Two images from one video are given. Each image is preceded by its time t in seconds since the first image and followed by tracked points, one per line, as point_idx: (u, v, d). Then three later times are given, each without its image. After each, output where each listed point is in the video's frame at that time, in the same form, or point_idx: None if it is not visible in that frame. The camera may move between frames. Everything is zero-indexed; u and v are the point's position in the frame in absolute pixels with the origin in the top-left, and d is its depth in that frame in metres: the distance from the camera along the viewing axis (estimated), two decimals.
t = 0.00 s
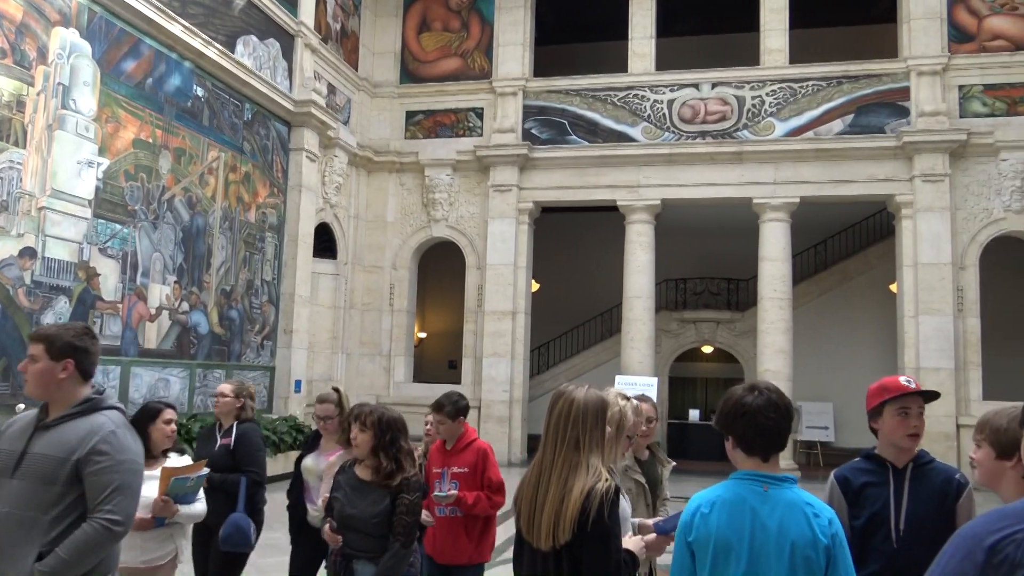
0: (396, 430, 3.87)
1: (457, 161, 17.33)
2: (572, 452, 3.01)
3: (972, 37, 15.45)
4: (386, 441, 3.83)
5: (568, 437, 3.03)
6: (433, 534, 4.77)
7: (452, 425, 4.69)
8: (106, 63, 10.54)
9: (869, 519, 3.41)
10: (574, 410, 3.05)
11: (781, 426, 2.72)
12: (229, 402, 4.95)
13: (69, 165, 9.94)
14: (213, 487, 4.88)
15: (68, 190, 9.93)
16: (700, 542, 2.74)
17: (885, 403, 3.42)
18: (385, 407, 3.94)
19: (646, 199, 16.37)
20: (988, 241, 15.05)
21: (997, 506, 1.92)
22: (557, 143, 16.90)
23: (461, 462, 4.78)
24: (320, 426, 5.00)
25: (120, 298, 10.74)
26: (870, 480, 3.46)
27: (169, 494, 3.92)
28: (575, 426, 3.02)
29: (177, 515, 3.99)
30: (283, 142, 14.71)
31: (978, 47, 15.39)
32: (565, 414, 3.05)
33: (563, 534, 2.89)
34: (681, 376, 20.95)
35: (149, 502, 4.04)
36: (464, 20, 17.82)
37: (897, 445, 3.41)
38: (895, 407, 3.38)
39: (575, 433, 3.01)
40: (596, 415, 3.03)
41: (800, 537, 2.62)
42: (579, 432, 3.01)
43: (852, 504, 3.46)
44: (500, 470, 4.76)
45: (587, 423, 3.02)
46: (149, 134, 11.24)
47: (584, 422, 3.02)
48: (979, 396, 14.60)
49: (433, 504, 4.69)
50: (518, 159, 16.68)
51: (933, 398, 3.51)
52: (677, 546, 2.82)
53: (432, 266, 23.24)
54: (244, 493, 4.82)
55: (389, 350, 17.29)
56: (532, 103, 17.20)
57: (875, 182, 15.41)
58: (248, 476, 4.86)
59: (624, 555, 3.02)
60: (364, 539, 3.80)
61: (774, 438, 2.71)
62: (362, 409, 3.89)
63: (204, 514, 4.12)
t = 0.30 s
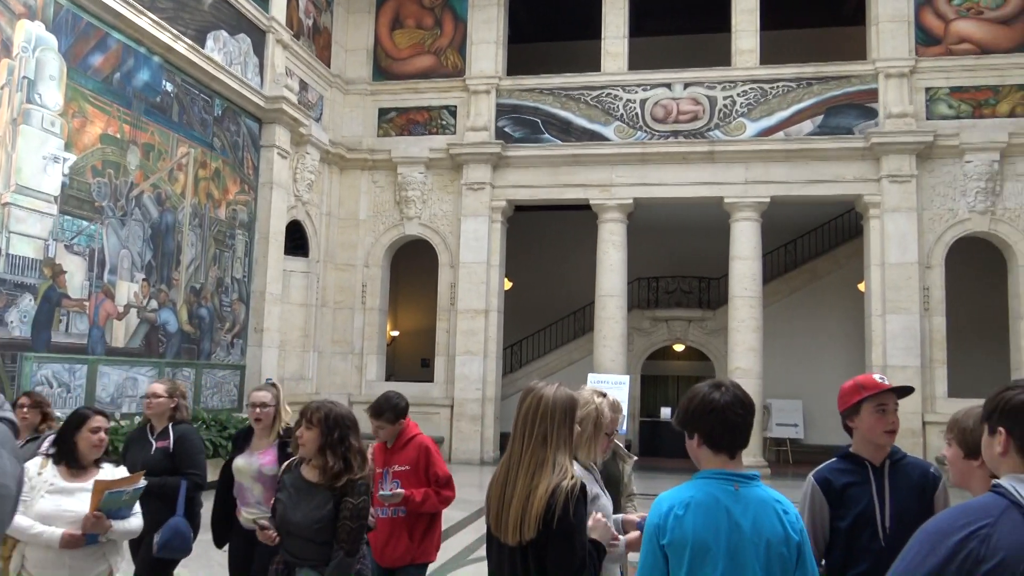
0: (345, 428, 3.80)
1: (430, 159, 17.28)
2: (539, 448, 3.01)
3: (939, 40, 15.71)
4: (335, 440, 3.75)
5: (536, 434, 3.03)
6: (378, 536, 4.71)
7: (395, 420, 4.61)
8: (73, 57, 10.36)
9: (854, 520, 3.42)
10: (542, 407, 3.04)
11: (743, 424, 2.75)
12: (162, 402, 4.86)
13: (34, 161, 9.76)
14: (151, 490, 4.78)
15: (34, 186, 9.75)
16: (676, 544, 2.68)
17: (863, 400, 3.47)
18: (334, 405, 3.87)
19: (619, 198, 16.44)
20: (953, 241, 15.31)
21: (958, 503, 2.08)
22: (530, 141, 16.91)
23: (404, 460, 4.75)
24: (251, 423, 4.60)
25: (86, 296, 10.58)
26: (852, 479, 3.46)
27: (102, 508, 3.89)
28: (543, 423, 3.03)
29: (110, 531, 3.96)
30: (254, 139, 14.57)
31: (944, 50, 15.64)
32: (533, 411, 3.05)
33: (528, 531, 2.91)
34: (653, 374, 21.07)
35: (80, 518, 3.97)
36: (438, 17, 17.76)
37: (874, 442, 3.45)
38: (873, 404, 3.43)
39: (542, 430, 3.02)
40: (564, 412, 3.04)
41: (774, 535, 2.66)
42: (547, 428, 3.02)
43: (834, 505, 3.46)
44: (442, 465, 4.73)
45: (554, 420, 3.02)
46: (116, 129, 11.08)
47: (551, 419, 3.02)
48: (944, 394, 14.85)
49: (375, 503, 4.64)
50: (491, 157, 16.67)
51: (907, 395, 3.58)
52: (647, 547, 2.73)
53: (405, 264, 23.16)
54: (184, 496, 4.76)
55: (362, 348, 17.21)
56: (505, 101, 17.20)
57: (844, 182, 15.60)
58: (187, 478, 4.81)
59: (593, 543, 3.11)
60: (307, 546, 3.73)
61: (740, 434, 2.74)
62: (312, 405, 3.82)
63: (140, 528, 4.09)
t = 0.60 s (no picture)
0: (290, 436, 3.58)
1: (405, 158, 17.22)
2: (503, 447, 3.04)
3: (909, 43, 15.93)
4: (279, 449, 3.54)
5: (502, 432, 3.06)
6: (327, 543, 4.50)
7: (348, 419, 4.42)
8: (41, 51, 10.17)
9: (847, 520, 3.42)
10: (507, 406, 3.06)
11: (711, 422, 2.76)
12: (99, 402, 4.77)
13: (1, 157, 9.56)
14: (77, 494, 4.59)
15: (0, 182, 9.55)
16: (660, 545, 2.67)
17: (842, 400, 3.51)
18: (279, 411, 3.65)
19: (593, 198, 16.48)
20: (922, 241, 15.53)
21: (924, 496, 2.12)
22: (505, 140, 16.91)
23: (356, 463, 4.56)
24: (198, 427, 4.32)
25: (54, 295, 10.41)
26: (842, 480, 3.49)
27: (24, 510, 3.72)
28: (507, 422, 3.05)
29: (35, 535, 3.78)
30: (226, 136, 14.42)
31: (914, 52, 15.87)
32: (499, 410, 3.08)
33: (485, 528, 2.93)
34: (627, 373, 21.17)
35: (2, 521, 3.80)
36: (412, 15, 17.71)
37: (857, 442, 3.49)
38: (852, 404, 3.48)
39: (506, 428, 3.05)
40: (529, 411, 3.05)
41: (754, 532, 2.71)
42: (511, 427, 3.04)
43: (826, 507, 3.47)
44: (395, 470, 4.56)
45: (518, 419, 3.04)
46: (85, 125, 10.92)
47: (515, 418, 3.04)
48: (913, 392, 15.07)
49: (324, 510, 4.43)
50: (466, 156, 16.64)
51: (888, 393, 3.62)
52: (629, 548, 2.72)
53: (379, 262, 23.06)
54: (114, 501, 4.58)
55: (335, 347, 17.12)
56: (480, 100, 17.19)
57: (815, 183, 15.76)
58: (117, 483, 4.64)
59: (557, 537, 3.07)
60: (249, 560, 3.53)
61: (714, 431, 2.76)
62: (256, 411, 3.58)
63: (72, 536, 3.90)
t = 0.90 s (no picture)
0: (212, 434, 3.05)
1: (380, 155, 17.14)
2: (476, 442, 3.05)
3: (879, 45, 16.13)
4: (199, 449, 3.00)
5: (474, 429, 3.07)
6: (278, 550, 4.30)
7: (293, 423, 4.21)
8: (8, 45, 9.98)
9: (821, 515, 3.47)
10: (481, 403, 3.09)
11: (684, 420, 2.78)
12: (22, 403, 4.64)
13: None
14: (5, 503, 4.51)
15: None
16: (636, 542, 2.68)
17: (824, 396, 3.54)
18: (200, 407, 3.13)
19: (568, 196, 16.51)
20: (891, 240, 15.74)
21: (887, 492, 2.16)
22: (480, 139, 16.89)
23: (306, 467, 4.32)
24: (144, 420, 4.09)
25: (22, 293, 10.25)
26: (818, 475, 3.53)
27: None
28: (481, 419, 3.07)
29: None
30: (198, 132, 14.28)
31: (884, 55, 16.08)
32: (473, 408, 3.10)
33: (455, 522, 2.94)
34: (602, 371, 21.26)
35: None
36: (387, 12, 17.64)
37: (837, 438, 3.53)
38: (834, 400, 3.50)
39: (479, 424, 3.07)
40: (502, 409, 3.07)
41: (728, 528, 2.75)
42: (485, 424, 3.06)
43: (802, 502, 3.51)
44: (344, 473, 4.30)
45: (492, 416, 3.06)
46: (53, 120, 10.76)
47: (489, 415, 3.06)
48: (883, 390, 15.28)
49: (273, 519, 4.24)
50: (441, 154, 16.61)
51: (870, 391, 3.66)
52: (605, 545, 2.73)
53: (353, 261, 22.95)
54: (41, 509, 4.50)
55: (309, 346, 17.03)
56: (455, 98, 17.16)
57: (787, 183, 15.91)
58: (45, 490, 4.56)
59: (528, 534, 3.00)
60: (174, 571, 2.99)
61: (690, 428, 2.78)
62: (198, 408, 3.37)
63: (6, 555, 3.60)
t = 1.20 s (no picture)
0: (132, 439, 2.63)
1: (353, 153, 17.05)
2: (451, 437, 3.05)
3: (849, 45, 16.31)
4: (120, 457, 2.58)
5: (450, 424, 3.07)
6: (214, 560, 4.05)
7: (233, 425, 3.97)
8: None
9: (784, 512, 3.51)
10: (454, 398, 3.08)
11: (660, 414, 2.79)
12: None
13: None
14: None
15: None
16: (608, 539, 2.70)
17: (792, 391, 3.56)
18: (112, 411, 2.70)
19: (542, 194, 16.53)
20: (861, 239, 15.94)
21: (853, 487, 2.19)
22: (454, 136, 16.86)
23: (244, 472, 4.07)
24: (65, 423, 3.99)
25: None
26: (781, 471, 3.57)
27: None
28: (455, 413, 3.07)
29: None
30: (169, 129, 14.12)
31: (854, 55, 16.26)
32: (447, 403, 3.09)
33: (436, 516, 2.94)
34: (577, 369, 21.34)
35: None
36: (361, 9, 17.54)
37: (802, 433, 3.57)
38: (802, 396, 3.53)
39: (453, 418, 3.07)
40: (476, 403, 3.08)
41: (700, 525, 2.76)
42: (459, 418, 3.06)
43: (765, 498, 3.55)
44: (287, 477, 4.08)
45: (466, 410, 3.06)
46: (21, 117, 10.58)
47: (463, 409, 3.06)
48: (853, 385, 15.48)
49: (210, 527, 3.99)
50: (415, 152, 16.55)
51: (833, 385, 3.70)
52: (578, 543, 2.74)
53: (327, 259, 22.82)
54: None
55: (282, 345, 16.91)
56: (429, 95, 17.10)
57: (759, 181, 16.06)
58: None
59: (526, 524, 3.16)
60: None
61: (667, 425, 2.80)
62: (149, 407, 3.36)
63: None
